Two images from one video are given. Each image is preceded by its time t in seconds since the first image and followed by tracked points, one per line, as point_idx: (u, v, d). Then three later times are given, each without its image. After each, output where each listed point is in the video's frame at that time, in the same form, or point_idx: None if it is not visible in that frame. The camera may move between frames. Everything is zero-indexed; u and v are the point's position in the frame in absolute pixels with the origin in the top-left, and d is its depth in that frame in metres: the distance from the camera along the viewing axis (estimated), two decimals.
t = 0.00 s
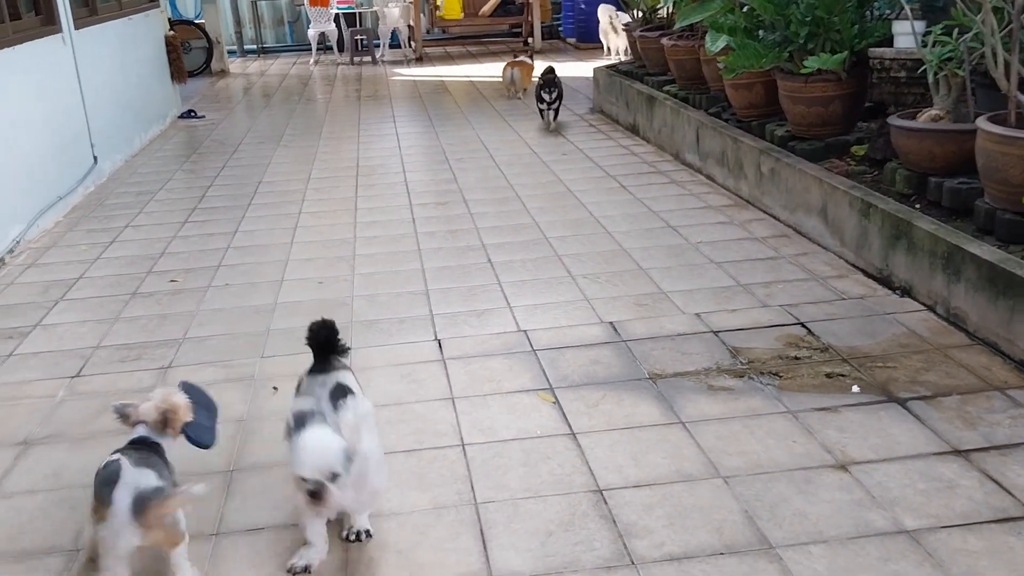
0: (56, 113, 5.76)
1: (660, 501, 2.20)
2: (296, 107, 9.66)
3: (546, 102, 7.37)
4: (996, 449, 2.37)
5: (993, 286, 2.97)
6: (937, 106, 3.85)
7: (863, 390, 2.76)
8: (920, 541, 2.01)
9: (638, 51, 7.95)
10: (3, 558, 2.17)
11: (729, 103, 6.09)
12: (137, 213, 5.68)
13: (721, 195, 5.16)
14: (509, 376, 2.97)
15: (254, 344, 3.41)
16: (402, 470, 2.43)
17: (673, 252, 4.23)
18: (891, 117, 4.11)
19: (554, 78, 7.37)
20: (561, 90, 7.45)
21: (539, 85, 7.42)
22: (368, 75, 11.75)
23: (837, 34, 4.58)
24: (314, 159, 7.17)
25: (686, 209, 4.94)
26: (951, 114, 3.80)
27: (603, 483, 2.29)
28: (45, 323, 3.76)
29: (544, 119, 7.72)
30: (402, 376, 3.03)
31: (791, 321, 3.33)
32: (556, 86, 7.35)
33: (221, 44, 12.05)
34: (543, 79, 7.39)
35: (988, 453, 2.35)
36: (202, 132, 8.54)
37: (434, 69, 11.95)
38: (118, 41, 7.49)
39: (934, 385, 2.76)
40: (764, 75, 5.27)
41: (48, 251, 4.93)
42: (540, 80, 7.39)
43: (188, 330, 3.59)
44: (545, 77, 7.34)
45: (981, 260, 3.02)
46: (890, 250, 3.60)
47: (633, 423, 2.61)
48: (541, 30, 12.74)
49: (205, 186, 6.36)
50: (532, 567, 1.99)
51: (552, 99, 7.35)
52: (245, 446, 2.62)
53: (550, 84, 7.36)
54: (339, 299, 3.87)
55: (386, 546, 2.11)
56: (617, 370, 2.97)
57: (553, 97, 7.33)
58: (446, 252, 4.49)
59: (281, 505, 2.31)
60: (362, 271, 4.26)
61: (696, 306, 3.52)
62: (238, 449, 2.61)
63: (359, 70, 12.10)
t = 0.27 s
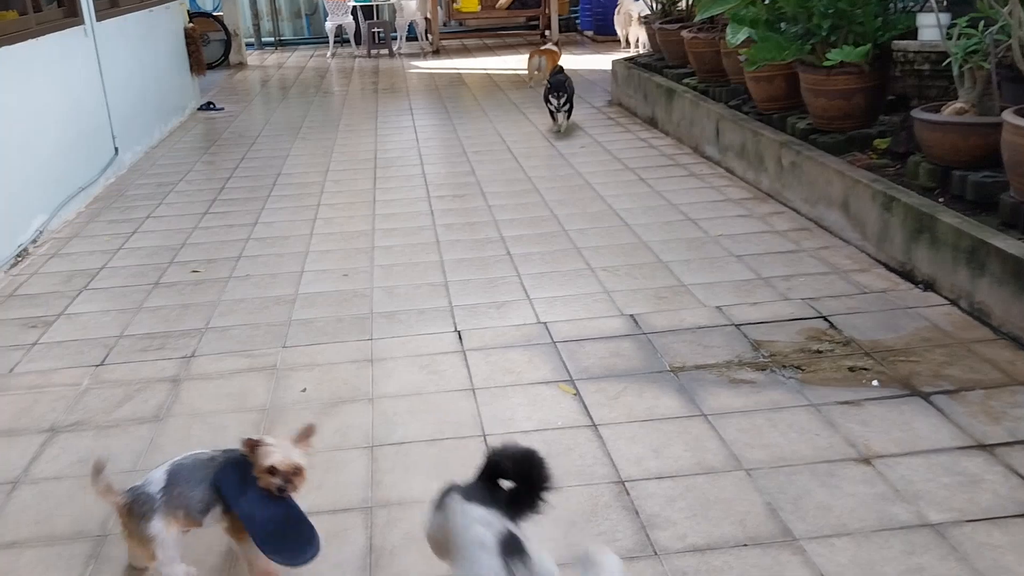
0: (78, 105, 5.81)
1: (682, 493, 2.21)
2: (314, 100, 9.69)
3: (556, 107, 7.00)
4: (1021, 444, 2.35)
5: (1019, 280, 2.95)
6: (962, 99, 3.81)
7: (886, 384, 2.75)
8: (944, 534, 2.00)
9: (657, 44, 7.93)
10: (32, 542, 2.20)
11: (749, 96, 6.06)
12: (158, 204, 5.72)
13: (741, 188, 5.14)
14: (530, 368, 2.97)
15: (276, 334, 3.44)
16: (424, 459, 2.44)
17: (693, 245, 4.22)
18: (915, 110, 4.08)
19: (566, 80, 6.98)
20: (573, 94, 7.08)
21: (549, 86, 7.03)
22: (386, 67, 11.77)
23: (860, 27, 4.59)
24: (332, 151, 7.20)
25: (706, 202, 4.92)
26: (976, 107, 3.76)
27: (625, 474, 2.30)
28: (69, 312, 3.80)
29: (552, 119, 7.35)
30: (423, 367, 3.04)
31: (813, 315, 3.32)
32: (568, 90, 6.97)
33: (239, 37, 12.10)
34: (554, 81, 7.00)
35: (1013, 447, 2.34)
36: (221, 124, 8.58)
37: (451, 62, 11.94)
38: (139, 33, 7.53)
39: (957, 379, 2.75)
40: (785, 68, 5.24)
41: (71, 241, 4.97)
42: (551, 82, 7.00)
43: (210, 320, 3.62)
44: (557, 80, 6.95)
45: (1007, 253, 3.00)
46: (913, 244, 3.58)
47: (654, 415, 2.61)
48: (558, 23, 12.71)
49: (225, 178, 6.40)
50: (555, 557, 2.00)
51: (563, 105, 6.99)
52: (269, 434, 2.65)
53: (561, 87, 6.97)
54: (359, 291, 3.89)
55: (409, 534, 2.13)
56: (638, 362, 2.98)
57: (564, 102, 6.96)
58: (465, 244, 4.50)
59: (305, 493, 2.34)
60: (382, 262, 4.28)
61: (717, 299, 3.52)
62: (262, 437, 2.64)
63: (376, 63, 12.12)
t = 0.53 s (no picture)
0: (90, 97, 5.83)
1: (695, 486, 2.21)
2: (324, 93, 9.69)
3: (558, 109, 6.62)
4: None
5: None
6: (977, 93, 3.80)
7: (899, 378, 2.74)
8: (958, 529, 2.00)
9: (669, 37, 7.90)
10: (49, 530, 2.22)
11: (761, 90, 6.04)
12: (170, 197, 5.74)
13: (752, 182, 5.13)
14: (542, 361, 2.98)
15: (288, 326, 3.45)
16: (437, 451, 2.45)
17: (705, 239, 4.21)
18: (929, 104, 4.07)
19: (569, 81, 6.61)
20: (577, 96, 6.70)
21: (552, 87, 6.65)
22: (396, 61, 11.76)
23: (874, 20, 4.58)
24: (343, 144, 7.21)
25: (717, 196, 4.91)
26: (991, 101, 3.75)
27: (638, 467, 2.30)
28: (83, 303, 3.82)
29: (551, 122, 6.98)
30: (435, 359, 3.05)
31: (825, 309, 3.32)
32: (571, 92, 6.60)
33: (250, 29, 12.11)
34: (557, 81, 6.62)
35: None
36: (232, 117, 8.60)
37: (461, 55, 11.93)
38: (150, 26, 7.55)
39: (971, 374, 2.74)
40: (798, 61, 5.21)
41: (84, 233, 5.00)
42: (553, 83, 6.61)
43: (223, 311, 3.64)
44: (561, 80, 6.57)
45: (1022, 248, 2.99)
46: (927, 239, 3.57)
47: (667, 408, 2.61)
48: (568, 16, 12.68)
49: (236, 170, 6.42)
50: (568, 549, 2.01)
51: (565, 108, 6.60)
52: (282, 425, 2.66)
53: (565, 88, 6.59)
54: (371, 283, 3.90)
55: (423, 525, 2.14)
56: (650, 356, 2.98)
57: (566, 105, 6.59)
58: (476, 238, 4.50)
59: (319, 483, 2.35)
60: (393, 255, 4.29)
61: (729, 293, 3.51)
62: (276, 428, 2.65)
63: (386, 56, 12.12)
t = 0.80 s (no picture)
0: (91, 91, 5.82)
1: (699, 481, 2.22)
2: (324, 87, 9.69)
3: (553, 117, 6.26)
4: None
5: None
6: (979, 88, 3.80)
7: (901, 373, 2.75)
8: (960, 523, 2.01)
9: (670, 31, 7.89)
10: (54, 525, 2.23)
11: (763, 84, 6.04)
12: (171, 191, 5.74)
13: (754, 177, 5.13)
14: (545, 355, 2.99)
15: (291, 320, 3.46)
16: (441, 446, 2.46)
17: (707, 234, 4.21)
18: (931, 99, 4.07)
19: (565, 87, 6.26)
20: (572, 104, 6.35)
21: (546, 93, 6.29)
22: (396, 54, 11.75)
23: (877, 15, 4.57)
24: (344, 138, 7.21)
25: (719, 191, 4.91)
26: (994, 96, 3.75)
27: (641, 462, 2.32)
28: (85, 298, 3.83)
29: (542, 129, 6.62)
30: (438, 354, 3.06)
31: (827, 304, 3.32)
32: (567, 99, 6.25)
33: (250, 23, 12.09)
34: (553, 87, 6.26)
35: None
36: (232, 111, 8.59)
37: (462, 49, 11.92)
38: (151, 19, 7.54)
39: (973, 369, 2.75)
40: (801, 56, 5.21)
41: (85, 227, 5.00)
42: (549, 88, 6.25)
43: (226, 306, 3.64)
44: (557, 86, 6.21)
45: None
46: (929, 234, 3.58)
47: (670, 403, 2.62)
48: (568, 10, 12.66)
49: (237, 164, 6.42)
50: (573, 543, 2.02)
51: (561, 116, 6.25)
52: (286, 420, 2.67)
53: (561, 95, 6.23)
54: (374, 278, 3.90)
55: (428, 519, 2.15)
56: (653, 351, 2.98)
57: (562, 113, 6.24)
58: (478, 232, 4.51)
59: (323, 478, 2.36)
60: (395, 250, 4.29)
61: (731, 288, 3.52)
62: (280, 422, 2.66)
63: (387, 50, 12.10)
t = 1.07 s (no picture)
0: (66, 87, 5.75)
1: (686, 476, 2.24)
2: (303, 82, 9.62)
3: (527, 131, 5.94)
4: (1016, 425, 2.39)
5: (1013, 263, 2.99)
6: (956, 83, 3.85)
7: (882, 366, 2.79)
8: (943, 515, 2.04)
9: (649, 27, 7.92)
10: (38, 529, 2.20)
11: (742, 80, 6.07)
12: (149, 188, 5.69)
13: (734, 172, 5.16)
14: (531, 352, 3.00)
15: (275, 319, 3.44)
16: (428, 444, 2.46)
17: (689, 229, 4.23)
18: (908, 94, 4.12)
19: (540, 100, 5.93)
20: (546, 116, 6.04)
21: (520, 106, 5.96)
22: (375, 49, 11.69)
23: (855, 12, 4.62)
24: (324, 134, 7.17)
25: (700, 187, 4.94)
26: (970, 92, 3.80)
27: (628, 458, 2.33)
28: (64, 297, 3.79)
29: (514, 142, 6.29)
30: (424, 352, 3.06)
31: (808, 298, 3.35)
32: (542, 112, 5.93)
33: (226, 18, 11.98)
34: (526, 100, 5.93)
35: (1008, 429, 2.38)
36: (210, 107, 8.52)
37: (441, 44, 11.89)
38: (127, 14, 7.46)
39: (953, 362, 2.79)
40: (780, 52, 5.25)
41: (62, 225, 4.94)
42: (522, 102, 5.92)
43: (208, 305, 3.62)
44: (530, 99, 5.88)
45: (1001, 237, 3.03)
46: (907, 228, 3.62)
47: (656, 398, 2.64)
48: (547, 5, 12.67)
49: (216, 161, 6.36)
50: (562, 541, 2.03)
51: (536, 130, 5.93)
52: (272, 420, 2.66)
53: (536, 108, 5.92)
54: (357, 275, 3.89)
55: (417, 518, 2.15)
56: (638, 346, 3.00)
57: (537, 127, 5.92)
58: (461, 229, 4.50)
59: (310, 478, 2.35)
60: (378, 247, 4.28)
61: (714, 283, 3.54)
62: (265, 422, 2.65)
63: (365, 45, 12.04)
